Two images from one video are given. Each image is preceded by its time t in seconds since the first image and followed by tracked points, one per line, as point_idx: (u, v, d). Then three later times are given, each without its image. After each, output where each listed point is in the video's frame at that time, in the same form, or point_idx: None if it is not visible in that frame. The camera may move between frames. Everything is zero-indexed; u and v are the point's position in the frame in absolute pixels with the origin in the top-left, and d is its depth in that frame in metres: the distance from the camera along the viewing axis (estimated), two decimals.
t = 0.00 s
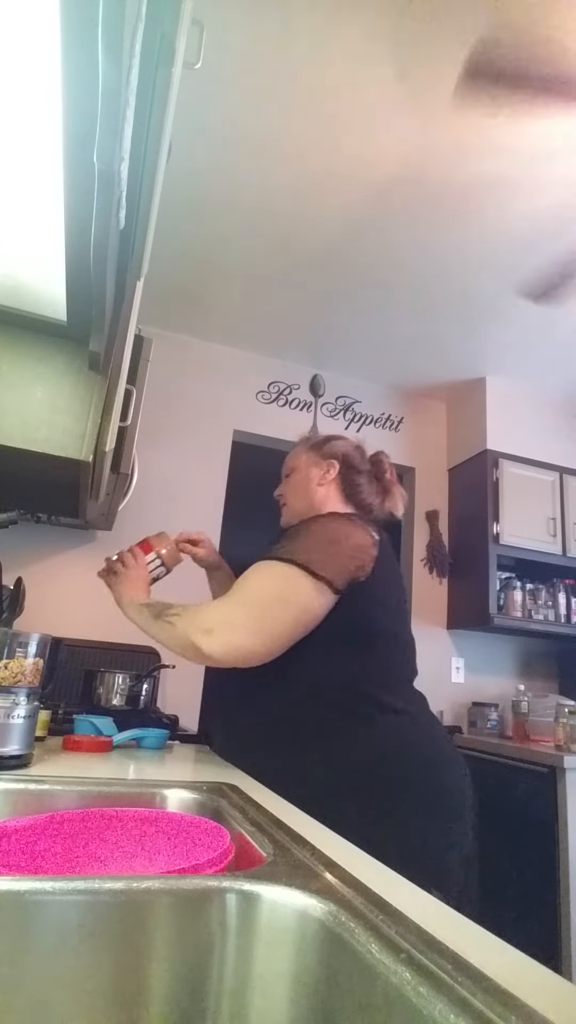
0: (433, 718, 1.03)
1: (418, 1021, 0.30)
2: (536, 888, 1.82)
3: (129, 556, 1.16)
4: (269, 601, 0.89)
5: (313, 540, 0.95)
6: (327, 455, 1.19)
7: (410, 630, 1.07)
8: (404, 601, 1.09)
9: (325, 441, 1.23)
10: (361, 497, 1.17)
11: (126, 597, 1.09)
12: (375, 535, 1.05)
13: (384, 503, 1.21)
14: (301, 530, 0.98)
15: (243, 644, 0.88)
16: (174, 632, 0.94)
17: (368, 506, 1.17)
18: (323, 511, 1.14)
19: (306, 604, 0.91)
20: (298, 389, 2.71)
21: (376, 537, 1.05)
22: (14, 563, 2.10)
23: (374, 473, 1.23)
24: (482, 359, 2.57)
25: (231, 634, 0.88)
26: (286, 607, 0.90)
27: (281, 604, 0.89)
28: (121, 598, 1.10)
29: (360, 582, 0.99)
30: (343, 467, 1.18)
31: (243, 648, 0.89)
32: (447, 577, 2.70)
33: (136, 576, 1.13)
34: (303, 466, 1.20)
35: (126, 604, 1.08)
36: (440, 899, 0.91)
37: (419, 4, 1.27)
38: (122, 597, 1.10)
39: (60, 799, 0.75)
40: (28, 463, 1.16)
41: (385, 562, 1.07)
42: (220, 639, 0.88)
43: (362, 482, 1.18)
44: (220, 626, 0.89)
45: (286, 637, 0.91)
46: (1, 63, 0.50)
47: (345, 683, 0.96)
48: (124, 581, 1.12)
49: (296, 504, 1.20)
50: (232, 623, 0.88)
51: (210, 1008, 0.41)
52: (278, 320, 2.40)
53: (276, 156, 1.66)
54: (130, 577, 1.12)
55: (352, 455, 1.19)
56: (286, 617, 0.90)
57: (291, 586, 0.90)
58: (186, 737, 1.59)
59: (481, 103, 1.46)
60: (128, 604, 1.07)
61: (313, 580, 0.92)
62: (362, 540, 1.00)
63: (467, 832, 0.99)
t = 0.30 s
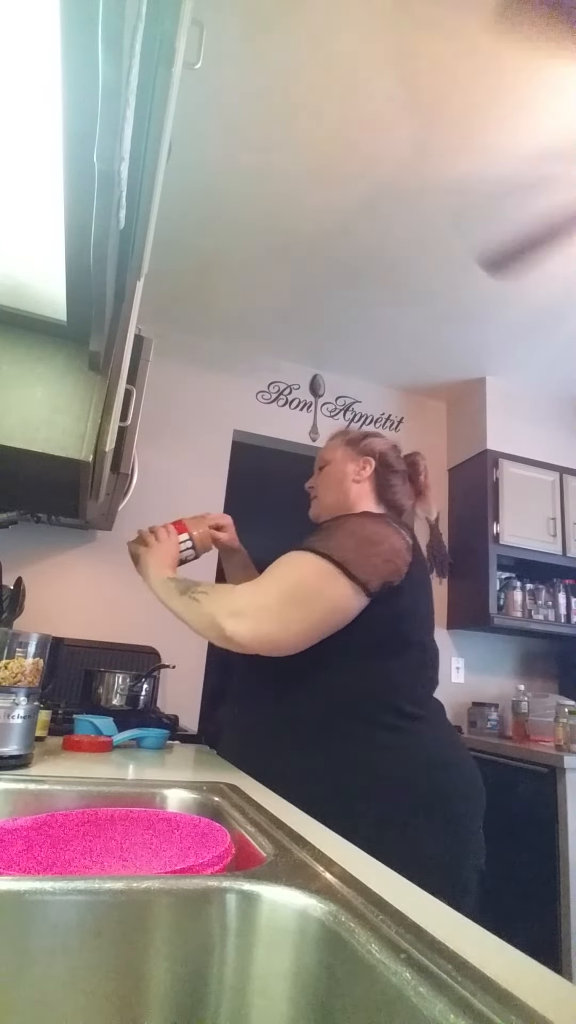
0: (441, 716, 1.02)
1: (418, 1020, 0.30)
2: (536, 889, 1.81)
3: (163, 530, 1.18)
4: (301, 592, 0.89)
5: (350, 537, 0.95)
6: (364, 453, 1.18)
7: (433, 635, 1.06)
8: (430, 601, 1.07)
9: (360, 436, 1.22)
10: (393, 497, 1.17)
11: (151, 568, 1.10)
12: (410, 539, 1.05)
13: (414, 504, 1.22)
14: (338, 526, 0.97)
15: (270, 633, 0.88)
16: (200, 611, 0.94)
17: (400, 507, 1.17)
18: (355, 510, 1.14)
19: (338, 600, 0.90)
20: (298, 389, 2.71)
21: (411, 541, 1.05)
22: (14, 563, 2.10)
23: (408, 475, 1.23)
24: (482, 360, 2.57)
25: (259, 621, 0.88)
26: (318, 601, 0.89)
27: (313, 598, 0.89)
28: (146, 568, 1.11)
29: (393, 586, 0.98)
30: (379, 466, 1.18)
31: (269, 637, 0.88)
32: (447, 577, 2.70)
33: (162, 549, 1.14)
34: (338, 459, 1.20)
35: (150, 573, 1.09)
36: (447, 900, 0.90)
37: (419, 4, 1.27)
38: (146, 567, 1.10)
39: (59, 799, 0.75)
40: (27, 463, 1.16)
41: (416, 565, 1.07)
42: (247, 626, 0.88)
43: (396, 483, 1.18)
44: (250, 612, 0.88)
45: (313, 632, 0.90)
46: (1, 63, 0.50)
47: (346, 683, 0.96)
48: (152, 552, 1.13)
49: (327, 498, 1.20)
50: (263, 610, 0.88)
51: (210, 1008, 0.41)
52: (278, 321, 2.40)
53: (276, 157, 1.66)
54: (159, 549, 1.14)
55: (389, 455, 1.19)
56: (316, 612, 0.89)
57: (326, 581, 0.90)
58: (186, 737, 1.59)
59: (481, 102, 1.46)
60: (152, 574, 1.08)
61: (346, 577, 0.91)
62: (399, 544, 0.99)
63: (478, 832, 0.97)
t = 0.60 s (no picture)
0: (448, 716, 1.01)
1: (418, 1021, 0.30)
2: (537, 889, 1.81)
3: (183, 522, 1.19)
4: (319, 585, 0.90)
5: (370, 534, 0.96)
6: (386, 453, 1.18)
7: (449, 636, 1.05)
8: (446, 601, 1.06)
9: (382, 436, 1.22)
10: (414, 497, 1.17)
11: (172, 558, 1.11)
12: (428, 541, 1.05)
13: (434, 505, 1.22)
14: (359, 524, 0.98)
15: (285, 622, 0.89)
16: (215, 599, 0.95)
17: (420, 507, 1.18)
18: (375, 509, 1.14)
19: (353, 596, 0.91)
20: (298, 389, 2.71)
21: (430, 543, 1.05)
22: (14, 563, 2.10)
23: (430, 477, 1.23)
24: (482, 359, 2.57)
25: (275, 609, 0.89)
26: (334, 595, 0.90)
27: (329, 592, 0.90)
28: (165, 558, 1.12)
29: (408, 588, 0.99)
30: (401, 467, 1.18)
31: (284, 627, 0.89)
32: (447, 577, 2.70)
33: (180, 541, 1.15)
34: (358, 459, 1.20)
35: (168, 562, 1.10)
36: (447, 902, 0.89)
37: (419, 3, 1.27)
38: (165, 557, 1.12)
39: (59, 799, 0.75)
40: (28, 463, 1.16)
41: (434, 568, 1.07)
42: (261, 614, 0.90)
43: (416, 484, 1.18)
44: (267, 600, 0.90)
45: (327, 626, 0.91)
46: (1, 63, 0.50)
47: (346, 683, 0.96)
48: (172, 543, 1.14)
49: (346, 497, 1.20)
50: (280, 599, 0.89)
51: (210, 1008, 0.41)
52: (279, 321, 2.40)
53: (277, 157, 1.66)
54: (177, 540, 1.15)
55: (410, 455, 1.19)
56: (332, 606, 0.90)
57: (344, 576, 0.91)
58: (186, 737, 1.59)
59: (481, 102, 1.46)
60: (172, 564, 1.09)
61: (363, 573, 0.92)
62: (416, 546, 1.00)
63: (486, 836, 0.95)
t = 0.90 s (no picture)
0: (450, 717, 1.01)
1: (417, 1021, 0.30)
2: (537, 889, 1.81)
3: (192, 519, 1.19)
4: (327, 582, 0.90)
5: (380, 533, 0.96)
6: (396, 453, 1.18)
7: (453, 637, 1.05)
8: (450, 602, 1.06)
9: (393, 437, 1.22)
10: (423, 499, 1.18)
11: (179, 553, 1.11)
12: (436, 543, 1.05)
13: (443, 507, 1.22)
14: (369, 523, 0.98)
15: (292, 616, 0.89)
16: (221, 591, 0.96)
17: (430, 509, 1.18)
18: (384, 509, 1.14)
19: (361, 594, 0.91)
20: (298, 389, 2.71)
21: (438, 546, 1.05)
22: (14, 563, 2.10)
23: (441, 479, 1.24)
24: (482, 359, 2.57)
25: (283, 603, 0.89)
26: (341, 592, 0.90)
27: (337, 589, 0.90)
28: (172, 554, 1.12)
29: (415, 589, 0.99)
30: (411, 468, 1.18)
31: (291, 621, 0.89)
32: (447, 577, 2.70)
33: (187, 537, 1.14)
34: (369, 459, 1.20)
35: (176, 556, 1.10)
36: (447, 901, 0.89)
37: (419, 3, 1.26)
38: (172, 552, 1.12)
39: (59, 799, 0.75)
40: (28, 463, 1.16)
41: (442, 569, 1.07)
42: (269, 608, 0.90)
43: (427, 485, 1.18)
44: (276, 594, 0.90)
45: (333, 623, 0.91)
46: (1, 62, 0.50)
47: (345, 683, 0.96)
48: (182, 539, 1.13)
49: (355, 497, 1.20)
50: (289, 594, 0.89)
51: (209, 1008, 0.41)
52: (278, 321, 2.40)
53: (277, 157, 1.66)
54: (186, 535, 1.15)
55: (421, 457, 1.19)
56: (339, 603, 0.90)
57: (353, 574, 0.91)
58: (186, 737, 1.59)
59: (481, 102, 1.46)
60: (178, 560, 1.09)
61: (371, 572, 0.92)
62: (424, 548, 1.00)
63: (487, 837, 0.95)
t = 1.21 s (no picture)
0: (449, 718, 1.01)
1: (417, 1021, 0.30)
2: (537, 890, 1.81)
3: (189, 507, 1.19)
4: (327, 580, 0.90)
5: (380, 532, 0.96)
6: (396, 453, 1.18)
7: (453, 637, 1.05)
8: (450, 602, 1.06)
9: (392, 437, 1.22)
10: (423, 500, 1.18)
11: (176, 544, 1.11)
12: (435, 543, 1.05)
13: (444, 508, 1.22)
14: (369, 521, 0.98)
15: (291, 613, 0.90)
16: (221, 587, 0.96)
17: (429, 509, 1.18)
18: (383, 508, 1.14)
19: (360, 593, 0.92)
20: (298, 389, 2.71)
21: (436, 545, 1.05)
22: (14, 563, 2.10)
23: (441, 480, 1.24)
24: (482, 359, 2.57)
25: (283, 600, 0.90)
26: (340, 591, 0.91)
27: (336, 588, 0.90)
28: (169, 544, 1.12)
29: (414, 588, 0.99)
30: (411, 469, 1.17)
31: (290, 618, 0.90)
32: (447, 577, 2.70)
33: (185, 527, 1.15)
34: (368, 459, 1.20)
35: (174, 546, 1.10)
36: (445, 899, 0.89)
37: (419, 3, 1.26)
38: (169, 543, 1.12)
39: (60, 799, 0.75)
40: (28, 463, 1.16)
41: (441, 569, 1.07)
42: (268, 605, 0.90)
43: (426, 485, 1.18)
44: (275, 592, 0.90)
45: (332, 621, 0.91)
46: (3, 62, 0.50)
47: (345, 682, 0.96)
48: (179, 529, 1.14)
49: (355, 497, 1.20)
50: (289, 591, 0.90)
51: (210, 1008, 0.41)
52: (279, 321, 2.40)
53: (276, 156, 1.66)
54: (183, 525, 1.15)
55: (420, 457, 1.19)
56: (338, 602, 0.90)
57: (352, 574, 0.91)
58: (186, 738, 1.59)
59: (481, 102, 1.46)
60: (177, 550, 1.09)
61: (370, 570, 0.92)
62: (423, 547, 1.01)
63: (486, 838, 0.95)
